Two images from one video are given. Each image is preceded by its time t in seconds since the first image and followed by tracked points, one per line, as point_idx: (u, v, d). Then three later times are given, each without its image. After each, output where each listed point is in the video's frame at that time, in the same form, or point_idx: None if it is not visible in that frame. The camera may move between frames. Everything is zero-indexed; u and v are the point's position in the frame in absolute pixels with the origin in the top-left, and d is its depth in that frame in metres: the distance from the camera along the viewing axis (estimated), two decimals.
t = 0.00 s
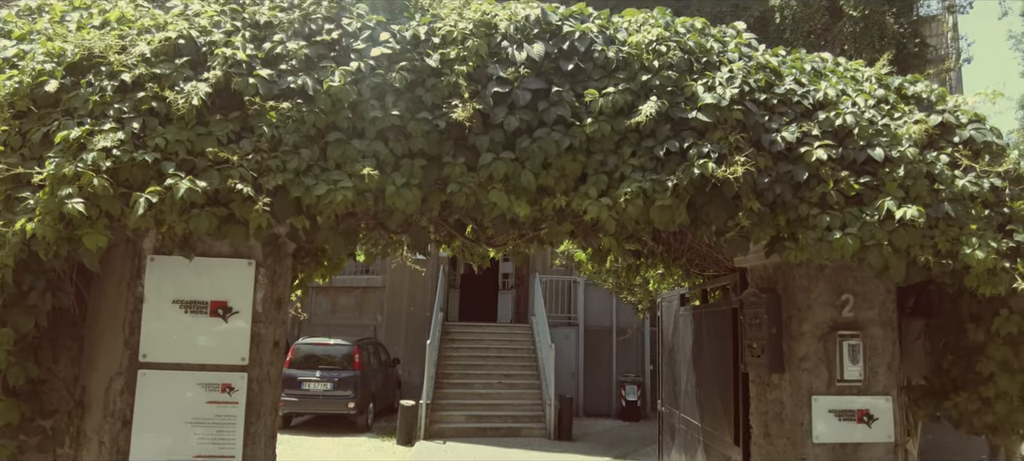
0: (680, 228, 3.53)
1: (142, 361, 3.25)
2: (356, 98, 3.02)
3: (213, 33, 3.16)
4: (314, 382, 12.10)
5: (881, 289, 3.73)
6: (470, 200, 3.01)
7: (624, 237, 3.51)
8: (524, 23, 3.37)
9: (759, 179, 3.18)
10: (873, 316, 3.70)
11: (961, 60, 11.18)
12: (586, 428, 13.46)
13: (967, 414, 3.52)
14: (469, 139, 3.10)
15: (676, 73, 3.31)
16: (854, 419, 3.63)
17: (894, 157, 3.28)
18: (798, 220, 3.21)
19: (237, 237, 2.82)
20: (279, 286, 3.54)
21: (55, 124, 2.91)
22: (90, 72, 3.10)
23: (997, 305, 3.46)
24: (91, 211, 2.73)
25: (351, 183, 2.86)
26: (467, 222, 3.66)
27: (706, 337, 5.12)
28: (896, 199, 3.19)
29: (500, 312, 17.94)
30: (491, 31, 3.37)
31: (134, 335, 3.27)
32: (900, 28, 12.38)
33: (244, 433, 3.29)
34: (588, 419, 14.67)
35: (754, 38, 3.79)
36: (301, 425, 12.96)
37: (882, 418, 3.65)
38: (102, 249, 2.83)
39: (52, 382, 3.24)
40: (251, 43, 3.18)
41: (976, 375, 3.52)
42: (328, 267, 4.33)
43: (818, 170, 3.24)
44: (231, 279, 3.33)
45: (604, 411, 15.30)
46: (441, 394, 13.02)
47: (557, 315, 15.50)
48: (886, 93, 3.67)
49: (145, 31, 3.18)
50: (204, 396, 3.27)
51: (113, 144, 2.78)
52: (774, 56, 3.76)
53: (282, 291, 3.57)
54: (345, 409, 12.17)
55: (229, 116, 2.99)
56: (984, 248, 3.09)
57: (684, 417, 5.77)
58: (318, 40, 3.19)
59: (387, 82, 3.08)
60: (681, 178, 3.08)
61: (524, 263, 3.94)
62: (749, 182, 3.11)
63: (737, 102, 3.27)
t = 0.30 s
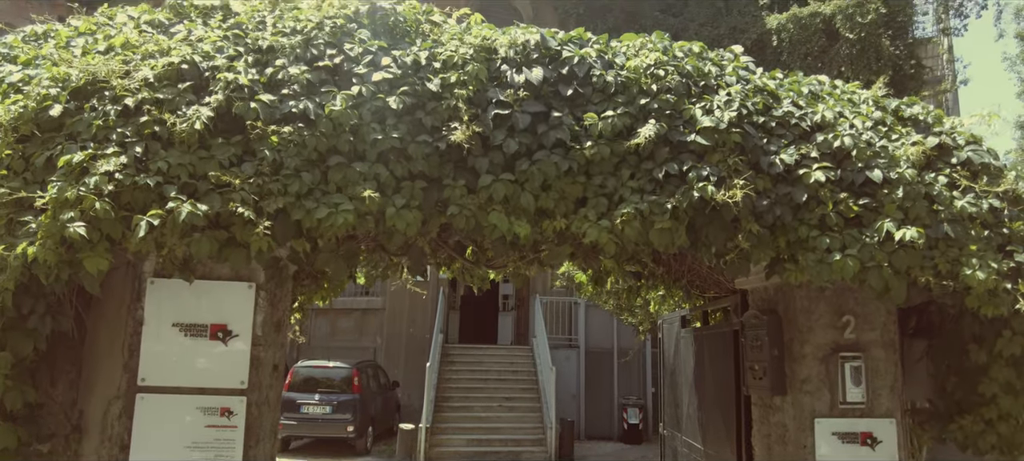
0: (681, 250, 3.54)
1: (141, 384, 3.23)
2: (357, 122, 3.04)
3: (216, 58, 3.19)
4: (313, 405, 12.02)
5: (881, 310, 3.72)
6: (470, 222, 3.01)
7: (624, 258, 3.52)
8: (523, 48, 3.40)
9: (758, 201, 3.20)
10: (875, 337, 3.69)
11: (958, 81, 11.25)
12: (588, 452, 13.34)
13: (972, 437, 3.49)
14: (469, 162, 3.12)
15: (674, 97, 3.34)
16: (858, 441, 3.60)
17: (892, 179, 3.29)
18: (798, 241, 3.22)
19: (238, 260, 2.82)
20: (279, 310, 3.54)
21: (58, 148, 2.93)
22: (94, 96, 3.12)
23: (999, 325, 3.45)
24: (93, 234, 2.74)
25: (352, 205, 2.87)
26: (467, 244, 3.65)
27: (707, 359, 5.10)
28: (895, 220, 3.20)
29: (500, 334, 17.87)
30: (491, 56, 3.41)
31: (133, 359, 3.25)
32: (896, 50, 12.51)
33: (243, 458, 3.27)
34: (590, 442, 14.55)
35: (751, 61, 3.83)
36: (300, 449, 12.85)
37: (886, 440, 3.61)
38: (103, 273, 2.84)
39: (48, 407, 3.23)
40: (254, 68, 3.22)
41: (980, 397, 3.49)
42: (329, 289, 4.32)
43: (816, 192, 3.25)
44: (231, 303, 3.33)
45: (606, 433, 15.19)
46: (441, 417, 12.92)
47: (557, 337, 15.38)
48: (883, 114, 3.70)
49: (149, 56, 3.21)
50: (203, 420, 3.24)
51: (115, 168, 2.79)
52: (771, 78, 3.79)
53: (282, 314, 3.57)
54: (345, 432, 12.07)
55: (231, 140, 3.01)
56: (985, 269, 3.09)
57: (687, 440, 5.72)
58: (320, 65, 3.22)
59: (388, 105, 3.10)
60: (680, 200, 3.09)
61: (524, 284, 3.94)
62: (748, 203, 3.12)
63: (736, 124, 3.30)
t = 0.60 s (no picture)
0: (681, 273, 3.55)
1: (140, 409, 3.21)
2: (359, 147, 3.07)
3: (220, 84, 3.23)
4: (312, 428, 11.92)
5: (882, 333, 3.70)
6: (470, 246, 3.02)
7: (624, 281, 3.52)
8: (523, 73, 3.44)
9: (758, 225, 3.21)
10: (876, 360, 3.67)
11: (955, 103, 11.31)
12: None
13: None
14: (469, 187, 3.14)
15: (672, 122, 3.36)
16: None
17: (891, 201, 3.31)
18: (797, 264, 3.23)
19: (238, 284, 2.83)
20: (279, 334, 3.54)
21: (62, 174, 2.95)
22: (98, 122, 3.16)
23: (1000, 348, 3.47)
24: (95, 259, 2.75)
25: (353, 229, 2.88)
26: (467, 267, 3.65)
27: (709, 382, 5.08)
28: (895, 243, 3.21)
29: (500, 357, 17.79)
30: (491, 82, 3.44)
31: (131, 384, 3.22)
32: (892, 72, 12.63)
33: None
34: None
35: (748, 86, 3.86)
36: None
37: None
38: (104, 298, 2.84)
39: (48, 431, 3.26)
40: (256, 93, 3.25)
41: (985, 420, 3.47)
42: (329, 311, 4.29)
43: (815, 215, 3.27)
44: (232, 327, 3.32)
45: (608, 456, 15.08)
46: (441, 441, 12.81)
47: (559, 358, 15.24)
48: (880, 138, 3.73)
49: (153, 82, 3.24)
50: (203, 445, 3.23)
51: (118, 193, 2.81)
52: (769, 102, 3.82)
53: (282, 338, 3.58)
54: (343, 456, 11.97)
55: (234, 166, 3.04)
56: (985, 291, 3.09)
57: None
58: (322, 91, 3.25)
59: (390, 130, 3.13)
60: (680, 224, 3.10)
61: (524, 307, 3.94)
62: (748, 227, 3.13)
63: (734, 148, 3.32)
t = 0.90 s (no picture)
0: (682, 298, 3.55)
1: (139, 437, 3.18)
2: (362, 174, 3.09)
3: (224, 112, 3.26)
4: (310, 454, 11.71)
5: (886, 357, 3.67)
6: (472, 272, 3.03)
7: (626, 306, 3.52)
8: (524, 101, 3.48)
9: (759, 250, 3.22)
10: (880, 385, 3.65)
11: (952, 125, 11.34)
12: None
13: None
14: (471, 213, 3.16)
15: (672, 149, 3.39)
16: None
17: (891, 226, 3.32)
18: (799, 289, 3.24)
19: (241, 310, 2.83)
20: (279, 360, 3.52)
21: (67, 201, 2.97)
22: (103, 149, 3.18)
23: (1004, 373, 3.41)
24: (98, 286, 2.75)
25: (355, 255, 2.89)
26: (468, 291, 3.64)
27: (712, 407, 5.04)
28: (896, 267, 3.22)
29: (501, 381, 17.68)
30: (492, 109, 3.48)
31: (131, 411, 3.20)
32: (889, 95, 12.71)
33: None
34: None
35: (747, 112, 3.90)
36: None
37: None
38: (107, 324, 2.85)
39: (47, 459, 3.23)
40: (260, 121, 3.28)
41: (989, 445, 3.44)
42: (328, 337, 4.19)
43: (816, 240, 3.28)
44: (232, 354, 3.31)
45: None
46: None
47: (562, 383, 15.12)
48: (879, 163, 3.75)
49: (158, 110, 3.27)
50: None
51: (122, 220, 2.82)
52: (768, 128, 3.85)
53: (283, 365, 3.54)
54: None
55: (237, 193, 3.05)
56: (987, 316, 3.09)
57: None
58: (325, 118, 3.29)
59: (393, 157, 3.15)
60: (681, 250, 3.11)
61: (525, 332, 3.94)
62: (749, 252, 3.14)
63: (734, 175, 3.34)
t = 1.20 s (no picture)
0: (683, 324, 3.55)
1: None
2: (363, 201, 3.10)
3: (226, 140, 3.28)
4: None
5: (888, 382, 3.66)
6: (472, 299, 3.03)
7: (627, 333, 3.53)
8: (524, 129, 3.51)
9: (759, 275, 3.23)
10: (883, 411, 3.62)
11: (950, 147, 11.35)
12: None
13: None
14: (471, 239, 3.17)
15: (671, 175, 3.41)
16: None
17: (891, 251, 3.32)
18: (800, 315, 3.23)
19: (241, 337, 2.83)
20: (279, 388, 3.52)
21: (68, 229, 2.98)
22: (107, 178, 3.22)
23: (1008, 398, 3.44)
24: (99, 314, 2.76)
25: (356, 282, 2.90)
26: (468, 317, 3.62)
27: (714, 433, 5.01)
28: (896, 292, 3.22)
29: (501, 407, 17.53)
30: (492, 137, 3.51)
31: (129, 439, 3.15)
32: (887, 118, 12.66)
33: None
34: None
35: (745, 138, 3.93)
36: None
37: None
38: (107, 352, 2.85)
39: None
40: (262, 149, 3.30)
41: None
42: (327, 364, 4.18)
43: (816, 265, 3.28)
44: (232, 381, 3.30)
45: None
46: None
47: (563, 408, 14.92)
48: (878, 188, 3.77)
49: (161, 138, 3.30)
50: None
51: (124, 248, 2.83)
52: (767, 154, 3.88)
53: (283, 392, 3.55)
54: None
55: (239, 220, 3.07)
56: (988, 342, 3.08)
57: None
58: (327, 146, 3.31)
59: (394, 185, 3.17)
60: (681, 276, 3.11)
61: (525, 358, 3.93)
62: (749, 278, 3.15)
63: (733, 200, 3.36)
